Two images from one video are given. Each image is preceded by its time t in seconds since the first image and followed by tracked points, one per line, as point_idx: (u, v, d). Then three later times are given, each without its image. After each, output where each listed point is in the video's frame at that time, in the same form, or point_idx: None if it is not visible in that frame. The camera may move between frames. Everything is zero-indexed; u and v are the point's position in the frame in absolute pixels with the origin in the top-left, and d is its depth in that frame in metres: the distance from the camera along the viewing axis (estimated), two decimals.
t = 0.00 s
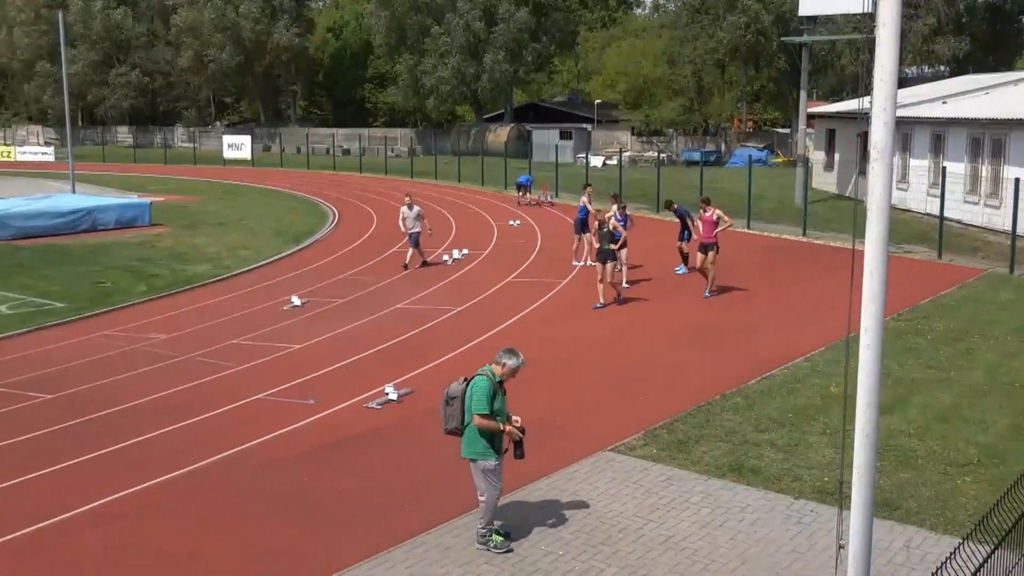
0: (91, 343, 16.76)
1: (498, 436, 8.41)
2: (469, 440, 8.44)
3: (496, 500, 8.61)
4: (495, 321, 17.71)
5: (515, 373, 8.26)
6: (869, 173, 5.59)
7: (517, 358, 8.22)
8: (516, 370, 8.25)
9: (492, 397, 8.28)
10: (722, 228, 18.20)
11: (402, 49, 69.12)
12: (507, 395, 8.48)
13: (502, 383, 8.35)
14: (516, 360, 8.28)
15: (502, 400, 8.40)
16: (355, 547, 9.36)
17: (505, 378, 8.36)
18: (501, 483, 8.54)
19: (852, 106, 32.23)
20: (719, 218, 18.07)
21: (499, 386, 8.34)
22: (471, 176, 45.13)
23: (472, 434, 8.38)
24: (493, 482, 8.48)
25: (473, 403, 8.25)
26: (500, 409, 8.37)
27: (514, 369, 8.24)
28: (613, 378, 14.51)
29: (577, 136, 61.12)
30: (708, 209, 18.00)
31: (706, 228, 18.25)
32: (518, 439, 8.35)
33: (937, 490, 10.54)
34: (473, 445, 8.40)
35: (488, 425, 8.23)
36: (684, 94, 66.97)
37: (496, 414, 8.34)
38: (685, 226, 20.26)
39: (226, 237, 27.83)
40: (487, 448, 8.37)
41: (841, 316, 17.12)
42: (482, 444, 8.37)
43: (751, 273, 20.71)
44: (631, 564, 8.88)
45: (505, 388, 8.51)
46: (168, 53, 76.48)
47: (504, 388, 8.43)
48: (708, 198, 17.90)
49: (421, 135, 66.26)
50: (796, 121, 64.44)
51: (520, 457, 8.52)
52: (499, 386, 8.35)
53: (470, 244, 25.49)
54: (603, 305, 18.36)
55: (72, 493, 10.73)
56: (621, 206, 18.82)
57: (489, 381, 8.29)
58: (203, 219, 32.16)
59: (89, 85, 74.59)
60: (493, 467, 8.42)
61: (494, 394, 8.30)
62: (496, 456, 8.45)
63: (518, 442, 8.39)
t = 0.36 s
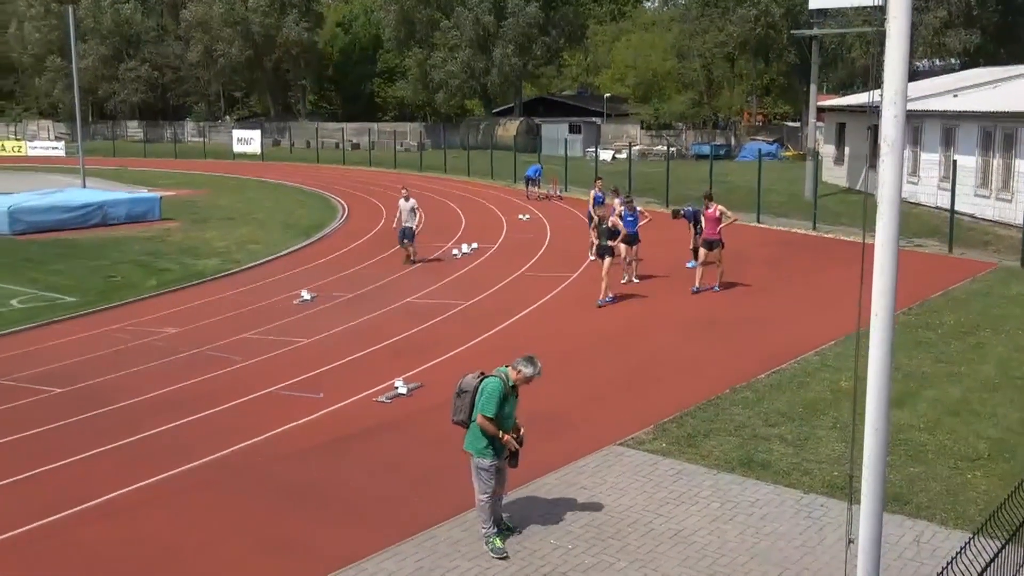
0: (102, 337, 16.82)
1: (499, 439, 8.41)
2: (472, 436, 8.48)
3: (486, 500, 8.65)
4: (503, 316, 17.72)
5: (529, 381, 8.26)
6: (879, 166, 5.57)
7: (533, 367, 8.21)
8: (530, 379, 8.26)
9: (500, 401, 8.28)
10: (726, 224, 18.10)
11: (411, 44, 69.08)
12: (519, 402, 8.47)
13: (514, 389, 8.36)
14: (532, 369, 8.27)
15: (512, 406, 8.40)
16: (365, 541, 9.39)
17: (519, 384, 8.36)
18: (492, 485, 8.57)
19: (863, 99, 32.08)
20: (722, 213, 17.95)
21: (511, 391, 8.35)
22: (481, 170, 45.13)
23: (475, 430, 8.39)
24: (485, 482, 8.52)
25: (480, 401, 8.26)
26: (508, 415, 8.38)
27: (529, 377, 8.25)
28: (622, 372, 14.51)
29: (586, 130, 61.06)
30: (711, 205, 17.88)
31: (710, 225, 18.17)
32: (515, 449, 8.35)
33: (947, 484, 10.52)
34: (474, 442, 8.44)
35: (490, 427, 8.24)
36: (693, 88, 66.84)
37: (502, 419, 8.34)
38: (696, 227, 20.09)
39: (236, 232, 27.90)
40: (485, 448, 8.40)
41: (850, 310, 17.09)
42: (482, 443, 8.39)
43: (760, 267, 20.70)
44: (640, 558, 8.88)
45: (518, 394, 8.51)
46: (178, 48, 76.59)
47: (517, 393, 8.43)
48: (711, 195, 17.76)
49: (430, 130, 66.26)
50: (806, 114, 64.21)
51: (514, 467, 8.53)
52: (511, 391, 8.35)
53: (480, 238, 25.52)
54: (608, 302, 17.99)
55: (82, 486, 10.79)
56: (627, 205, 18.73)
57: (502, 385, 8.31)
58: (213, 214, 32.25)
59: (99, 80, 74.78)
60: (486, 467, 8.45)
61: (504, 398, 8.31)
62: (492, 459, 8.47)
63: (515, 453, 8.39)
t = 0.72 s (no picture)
0: (111, 332, 16.86)
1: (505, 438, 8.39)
2: (479, 432, 8.48)
3: (492, 495, 8.68)
4: (511, 310, 17.71)
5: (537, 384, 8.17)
6: (889, 159, 5.54)
7: (543, 371, 8.10)
8: (538, 382, 8.15)
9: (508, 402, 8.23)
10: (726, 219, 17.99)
11: (419, 38, 69.02)
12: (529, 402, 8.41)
13: (523, 389, 8.28)
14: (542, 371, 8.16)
15: (520, 406, 8.35)
16: (373, 536, 9.41)
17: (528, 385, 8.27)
18: (499, 481, 8.60)
19: (873, 92, 31.96)
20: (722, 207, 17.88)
21: (519, 393, 8.28)
22: (489, 164, 45.10)
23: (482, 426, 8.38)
24: (490, 479, 8.54)
25: (487, 402, 8.22)
26: (516, 415, 8.33)
27: (538, 380, 8.15)
28: (631, 367, 14.49)
29: (594, 124, 60.95)
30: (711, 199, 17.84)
31: (708, 219, 18.06)
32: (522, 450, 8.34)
33: (956, 478, 10.49)
34: (481, 439, 8.45)
35: (496, 428, 8.22)
36: (702, 81, 66.67)
37: (509, 419, 8.31)
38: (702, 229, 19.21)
39: (245, 227, 27.93)
40: (492, 446, 8.39)
41: (859, 304, 17.04)
42: (489, 441, 8.39)
43: (769, 261, 20.65)
44: (649, 553, 8.89)
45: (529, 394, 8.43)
46: (185, 43, 76.66)
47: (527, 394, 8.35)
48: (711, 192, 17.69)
49: (438, 124, 66.22)
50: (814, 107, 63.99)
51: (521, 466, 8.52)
52: (519, 392, 8.29)
53: (489, 232, 25.51)
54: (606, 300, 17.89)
55: (92, 482, 10.82)
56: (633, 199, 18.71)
57: (511, 388, 8.22)
58: (221, 209, 32.30)
59: (108, 75, 74.96)
60: (492, 465, 8.46)
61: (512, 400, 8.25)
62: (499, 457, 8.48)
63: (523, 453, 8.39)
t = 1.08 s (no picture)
0: (120, 326, 16.92)
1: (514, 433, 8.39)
2: (488, 425, 8.50)
3: (501, 489, 8.68)
4: (519, 304, 17.73)
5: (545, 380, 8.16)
6: (899, 152, 5.54)
7: (551, 368, 8.08)
8: (546, 378, 8.14)
9: (515, 398, 8.24)
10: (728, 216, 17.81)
11: (428, 32, 68.99)
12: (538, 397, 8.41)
13: (532, 385, 8.28)
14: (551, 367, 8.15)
15: (529, 402, 8.35)
16: (382, 529, 9.44)
17: (537, 381, 8.27)
18: (507, 475, 8.61)
19: (883, 86, 31.84)
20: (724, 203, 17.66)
21: (528, 389, 8.28)
22: (498, 158, 45.09)
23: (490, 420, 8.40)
24: (499, 473, 8.56)
25: (495, 396, 8.23)
26: (523, 410, 8.33)
27: (546, 376, 8.13)
28: (639, 361, 14.49)
29: (603, 118, 60.88)
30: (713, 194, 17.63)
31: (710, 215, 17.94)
32: (531, 445, 8.34)
33: (965, 473, 10.47)
34: (489, 432, 8.46)
35: (502, 422, 8.24)
36: (710, 75, 66.50)
37: (516, 414, 8.32)
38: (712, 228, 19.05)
39: (254, 221, 28.01)
40: (499, 440, 8.40)
41: (867, 299, 17.00)
42: (496, 434, 8.40)
43: (777, 255, 20.63)
44: (658, 547, 8.89)
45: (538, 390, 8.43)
46: (194, 37, 76.82)
47: (536, 390, 8.35)
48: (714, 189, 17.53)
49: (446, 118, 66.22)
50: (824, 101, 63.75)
51: (531, 461, 8.51)
52: (528, 388, 8.29)
53: (498, 226, 25.58)
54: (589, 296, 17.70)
55: (101, 475, 10.87)
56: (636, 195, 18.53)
57: (520, 384, 8.23)
58: (230, 203, 32.39)
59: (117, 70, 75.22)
60: (500, 459, 8.46)
61: (520, 395, 8.26)
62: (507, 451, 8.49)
63: (531, 449, 8.39)
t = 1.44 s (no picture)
0: (130, 320, 16.95)
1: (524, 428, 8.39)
2: (499, 419, 8.50)
3: (512, 483, 8.69)
4: (528, 298, 17.75)
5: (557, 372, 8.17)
6: (909, 147, 5.51)
7: (563, 361, 8.09)
8: (558, 370, 8.15)
9: (526, 391, 8.24)
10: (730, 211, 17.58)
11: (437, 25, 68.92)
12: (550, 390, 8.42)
13: (543, 379, 8.29)
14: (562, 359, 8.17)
15: (541, 395, 8.38)
16: (391, 523, 9.45)
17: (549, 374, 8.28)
18: (518, 469, 8.62)
19: (894, 80, 31.72)
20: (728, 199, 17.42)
21: (539, 382, 8.29)
22: (507, 153, 45.08)
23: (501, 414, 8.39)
24: (510, 467, 8.57)
25: (506, 391, 8.22)
26: (534, 405, 8.33)
27: (558, 368, 8.15)
28: (648, 355, 14.50)
29: (612, 113, 60.80)
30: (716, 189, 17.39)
31: (713, 210, 17.77)
32: (542, 440, 8.35)
33: (974, 469, 10.44)
34: (500, 427, 8.46)
35: (513, 417, 8.24)
36: (720, 69, 66.36)
37: (526, 409, 8.31)
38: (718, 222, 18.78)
39: (263, 215, 28.07)
40: (510, 435, 8.41)
41: (877, 293, 16.97)
42: (507, 429, 8.40)
43: (786, 249, 20.60)
44: (666, 541, 8.90)
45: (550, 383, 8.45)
46: (204, 31, 76.87)
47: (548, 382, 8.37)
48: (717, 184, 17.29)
49: (455, 112, 66.16)
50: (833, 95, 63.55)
51: (542, 456, 8.54)
52: (539, 381, 8.30)
53: (508, 220, 25.58)
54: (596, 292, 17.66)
55: (112, 468, 10.91)
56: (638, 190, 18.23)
57: (531, 378, 8.24)
58: (239, 197, 32.43)
59: (127, 64, 75.35)
60: (511, 454, 8.49)
61: (532, 388, 8.27)
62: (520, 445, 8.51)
63: (542, 444, 8.40)
